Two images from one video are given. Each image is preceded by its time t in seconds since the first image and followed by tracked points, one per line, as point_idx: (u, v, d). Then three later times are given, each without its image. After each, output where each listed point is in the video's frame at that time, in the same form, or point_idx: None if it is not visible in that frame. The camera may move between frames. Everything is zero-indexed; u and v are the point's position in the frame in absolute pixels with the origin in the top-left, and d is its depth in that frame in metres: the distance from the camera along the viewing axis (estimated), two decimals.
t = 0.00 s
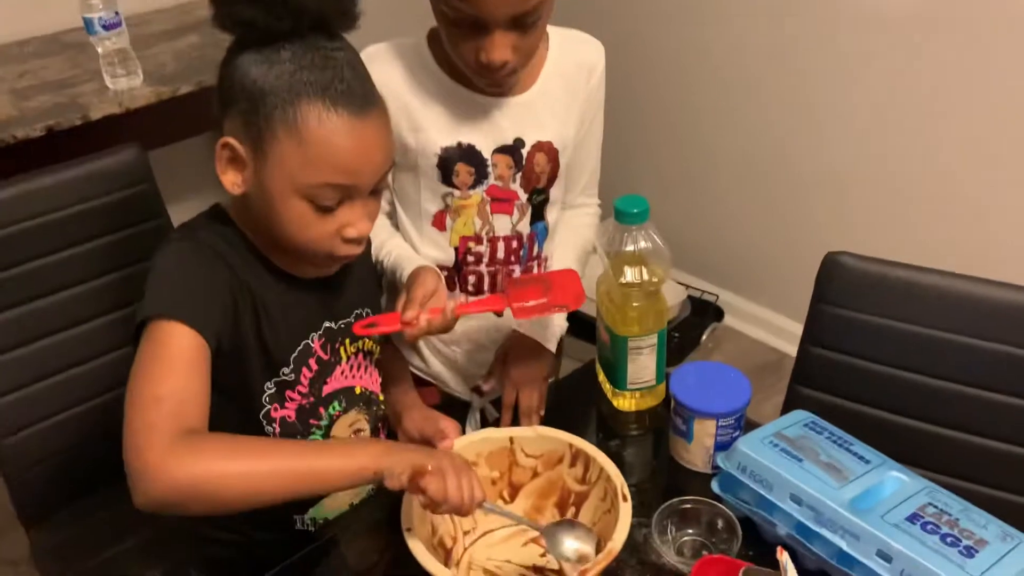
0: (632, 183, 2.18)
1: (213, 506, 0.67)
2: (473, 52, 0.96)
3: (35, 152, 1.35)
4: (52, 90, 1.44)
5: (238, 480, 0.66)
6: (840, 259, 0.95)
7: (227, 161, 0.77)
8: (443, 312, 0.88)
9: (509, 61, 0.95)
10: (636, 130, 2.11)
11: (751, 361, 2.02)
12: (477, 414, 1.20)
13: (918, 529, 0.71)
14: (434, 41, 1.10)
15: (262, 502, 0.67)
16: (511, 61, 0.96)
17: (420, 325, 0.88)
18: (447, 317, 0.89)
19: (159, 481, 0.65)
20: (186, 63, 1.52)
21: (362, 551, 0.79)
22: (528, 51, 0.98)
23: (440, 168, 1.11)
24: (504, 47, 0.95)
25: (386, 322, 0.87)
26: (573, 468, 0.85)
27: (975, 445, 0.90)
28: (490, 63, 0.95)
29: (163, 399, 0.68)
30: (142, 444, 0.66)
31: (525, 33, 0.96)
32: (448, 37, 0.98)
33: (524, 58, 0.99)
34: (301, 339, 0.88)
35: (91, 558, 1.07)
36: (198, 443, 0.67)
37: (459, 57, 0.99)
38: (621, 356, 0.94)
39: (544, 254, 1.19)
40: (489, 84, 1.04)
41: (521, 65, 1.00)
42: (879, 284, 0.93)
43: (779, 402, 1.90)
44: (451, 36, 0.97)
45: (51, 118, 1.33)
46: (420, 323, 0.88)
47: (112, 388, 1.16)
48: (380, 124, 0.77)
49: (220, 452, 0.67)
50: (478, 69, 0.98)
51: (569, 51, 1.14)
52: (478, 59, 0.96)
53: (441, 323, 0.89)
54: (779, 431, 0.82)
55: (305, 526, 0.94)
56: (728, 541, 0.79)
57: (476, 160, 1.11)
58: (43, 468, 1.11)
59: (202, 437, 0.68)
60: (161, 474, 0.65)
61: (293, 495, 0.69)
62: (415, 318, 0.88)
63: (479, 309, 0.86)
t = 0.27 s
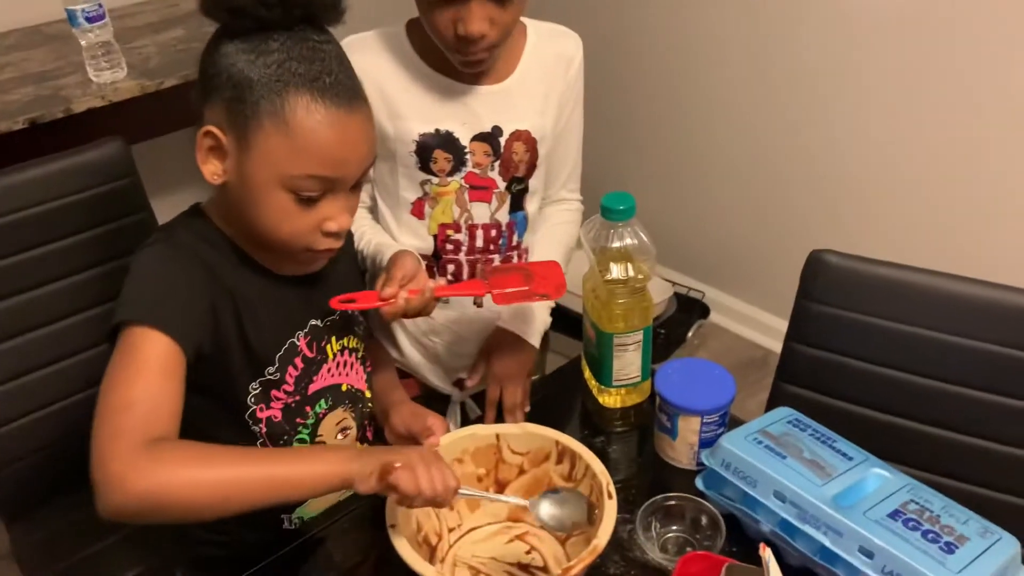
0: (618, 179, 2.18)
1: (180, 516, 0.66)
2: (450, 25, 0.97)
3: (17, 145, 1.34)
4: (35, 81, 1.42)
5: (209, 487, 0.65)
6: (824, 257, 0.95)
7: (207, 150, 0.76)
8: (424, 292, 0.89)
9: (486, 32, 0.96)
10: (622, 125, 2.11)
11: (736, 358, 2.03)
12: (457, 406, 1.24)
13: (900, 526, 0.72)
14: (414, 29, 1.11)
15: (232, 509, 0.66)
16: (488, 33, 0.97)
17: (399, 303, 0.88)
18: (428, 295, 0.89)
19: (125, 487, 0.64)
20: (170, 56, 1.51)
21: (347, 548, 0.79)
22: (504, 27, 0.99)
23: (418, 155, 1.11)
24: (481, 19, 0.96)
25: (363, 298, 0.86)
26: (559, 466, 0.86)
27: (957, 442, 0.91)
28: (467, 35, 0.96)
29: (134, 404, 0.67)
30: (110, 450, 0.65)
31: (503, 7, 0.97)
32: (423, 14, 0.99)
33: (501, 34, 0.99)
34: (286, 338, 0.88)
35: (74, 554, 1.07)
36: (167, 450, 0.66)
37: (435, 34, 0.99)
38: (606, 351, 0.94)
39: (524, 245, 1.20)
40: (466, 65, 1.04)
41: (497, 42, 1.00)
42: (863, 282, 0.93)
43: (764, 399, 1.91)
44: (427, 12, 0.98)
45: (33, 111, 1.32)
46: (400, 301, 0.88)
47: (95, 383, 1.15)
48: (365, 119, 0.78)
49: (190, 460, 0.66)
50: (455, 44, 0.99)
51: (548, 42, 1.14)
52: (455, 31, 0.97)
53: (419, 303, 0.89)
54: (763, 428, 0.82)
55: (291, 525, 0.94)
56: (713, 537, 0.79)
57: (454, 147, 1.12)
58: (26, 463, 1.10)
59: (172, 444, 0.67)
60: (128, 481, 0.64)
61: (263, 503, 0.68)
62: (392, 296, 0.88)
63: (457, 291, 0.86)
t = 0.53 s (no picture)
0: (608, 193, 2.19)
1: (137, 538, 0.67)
2: None
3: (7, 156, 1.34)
4: (25, 92, 1.42)
5: (162, 515, 0.66)
6: (811, 273, 0.96)
7: (187, 165, 0.77)
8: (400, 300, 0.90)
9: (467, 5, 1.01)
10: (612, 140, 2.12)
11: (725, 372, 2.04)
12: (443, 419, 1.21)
13: (885, 540, 0.72)
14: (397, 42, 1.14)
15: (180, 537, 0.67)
16: (468, 5, 1.01)
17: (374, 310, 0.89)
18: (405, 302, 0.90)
19: (80, 510, 0.65)
20: (161, 68, 1.51)
21: (335, 563, 0.79)
22: (483, 6, 1.03)
23: (401, 168, 1.12)
24: None
25: (341, 306, 0.87)
26: (552, 484, 0.85)
27: (941, 456, 0.92)
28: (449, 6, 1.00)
29: (93, 429, 0.67)
30: (71, 473, 0.66)
31: None
32: None
33: (480, 13, 1.03)
34: (273, 355, 0.88)
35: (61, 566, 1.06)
36: (124, 473, 0.66)
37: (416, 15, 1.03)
38: (595, 365, 0.95)
39: (509, 257, 1.20)
40: (446, 55, 1.05)
41: (478, 24, 1.03)
42: (849, 296, 0.94)
43: (752, 413, 1.92)
44: None
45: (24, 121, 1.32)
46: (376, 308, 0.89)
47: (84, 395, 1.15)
48: (345, 131, 0.78)
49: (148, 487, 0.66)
50: (436, 22, 1.02)
51: (533, 58, 1.16)
52: (436, 7, 1.01)
53: (395, 313, 0.90)
54: (751, 443, 0.83)
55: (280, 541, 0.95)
56: (700, 551, 0.79)
57: (437, 160, 1.12)
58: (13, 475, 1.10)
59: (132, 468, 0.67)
60: (85, 504, 0.65)
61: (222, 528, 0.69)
62: (369, 305, 0.88)
63: (432, 303, 0.87)
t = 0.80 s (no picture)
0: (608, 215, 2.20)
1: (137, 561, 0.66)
2: (426, 9, 1.03)
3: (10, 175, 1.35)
4: (29, 112, 1.43)
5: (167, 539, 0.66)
6: (810, 296, 0.97)
7: (186, 192, 0.77)
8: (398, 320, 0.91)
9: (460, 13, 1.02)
10: (612, 162, 2.13)
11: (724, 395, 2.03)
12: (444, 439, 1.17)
13: (885, 564, 0.72)
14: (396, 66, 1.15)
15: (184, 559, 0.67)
16: (462, 14, 1.02)
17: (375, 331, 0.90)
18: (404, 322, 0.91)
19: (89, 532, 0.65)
20: (165, 88, 1.52)
21: None
22: (478, 14, 1.04)
23: (401, 190, 1.12)
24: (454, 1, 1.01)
25: (340, 326, 0.88)
26: (551, 507, 0.85)
27: (939, 480, 0.91)
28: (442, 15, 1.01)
29: (99, 452, 0.68)
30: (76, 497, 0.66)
31: None
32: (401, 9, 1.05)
33: (475, 22, 1.04)
34: (268, 377, 0.88)
35: None
36: (130, 497, 0.67)
37: (411, 27, 1.05)
38: (595, 386, 0.95)
39: (509, 277, 1.21)
40: (441, 66, 1.06)
41: (473, 33, 1.05)
42: (848, 320, 0.94)
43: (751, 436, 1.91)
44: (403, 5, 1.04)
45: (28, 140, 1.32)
46: (376, 329, 0.90)
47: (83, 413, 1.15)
48: (344, 157, 0.79)
49: (154, 510, 0.66)
50: (432, 32, 1.03)
51: (529, 81, 1.17)
52: (431, 17, 1.02)
53: (394, 332, 0.91)
54: (750, 466, 0.83)
55: (274, 564, 0.92)
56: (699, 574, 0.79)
57: (436, 181, 1.12)
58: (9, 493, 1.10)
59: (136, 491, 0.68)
60: (91, 528, 0.65)
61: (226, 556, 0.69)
62: (367, 325, 0.89)
63: (431, 323, 0.88)
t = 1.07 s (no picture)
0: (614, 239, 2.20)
1: None
2: (418, 29, 1.04)
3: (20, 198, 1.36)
4: (39, 136, 1.45)
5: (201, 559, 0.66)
6: (815, 319, 0.97)
7: (199, 218, 0.78)
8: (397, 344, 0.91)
9: (450, 31, 1.03)
10: (617, 186, 2.14)
11: (730, 419, 2.03)
12: (448, 463, 1.20)
13: None
14: (400, 92, 1.16)
15: None
16: (453, 32, 1.03)
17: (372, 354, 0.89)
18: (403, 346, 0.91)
19: (122, 551, 0.65)
20: (174, 113, 1.54)
21: None
22: (469, 32, 1.05)
23: (405, 214, 1.13)
24: (445, 19, 1.03)
25: (335, 349, 0.87)
26: (555, 532, 0.85)
27: (947, 506, 0.91)
28: (433, 34, 1.03)
29: (130, 469, 0.68)
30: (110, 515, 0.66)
31: (468, 16, 1.05)
32: (396, 28, 1.07)
33: (467, 41, 1.05)
34: (274, 400, 0.88)
35: None
36: (168, 515, 0.67)
37: (405, 45, 1.06)
38: (601, 411, 0.94)
39: (514, 300, 1.21)
40: (434, 83, 1.07)
41: (465, 51, 1.06)
42: (856, 344, 0.94)
43: (758, 461, 1.90)
44: (399, 24, 1.06)
45: (38, 164, 1.33)
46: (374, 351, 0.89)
47: (88, 436, 1.15)
48: (355, 181, 0.79)
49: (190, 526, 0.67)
50: (424, 50, 1.05)
51: (533, 105, 1.18)
52: (423, 35, 1.04)
53: (391, 356, 0.90)
54: (756, 491, 0.82)
55: None
56: None
57: (439, 204, 1.13)
58: (13, 516, 1.09)
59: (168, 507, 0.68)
60: (128, 546, 0.65)
61: None
62: (365, 348, 0.89)
63: (429, 347, 0.88)
